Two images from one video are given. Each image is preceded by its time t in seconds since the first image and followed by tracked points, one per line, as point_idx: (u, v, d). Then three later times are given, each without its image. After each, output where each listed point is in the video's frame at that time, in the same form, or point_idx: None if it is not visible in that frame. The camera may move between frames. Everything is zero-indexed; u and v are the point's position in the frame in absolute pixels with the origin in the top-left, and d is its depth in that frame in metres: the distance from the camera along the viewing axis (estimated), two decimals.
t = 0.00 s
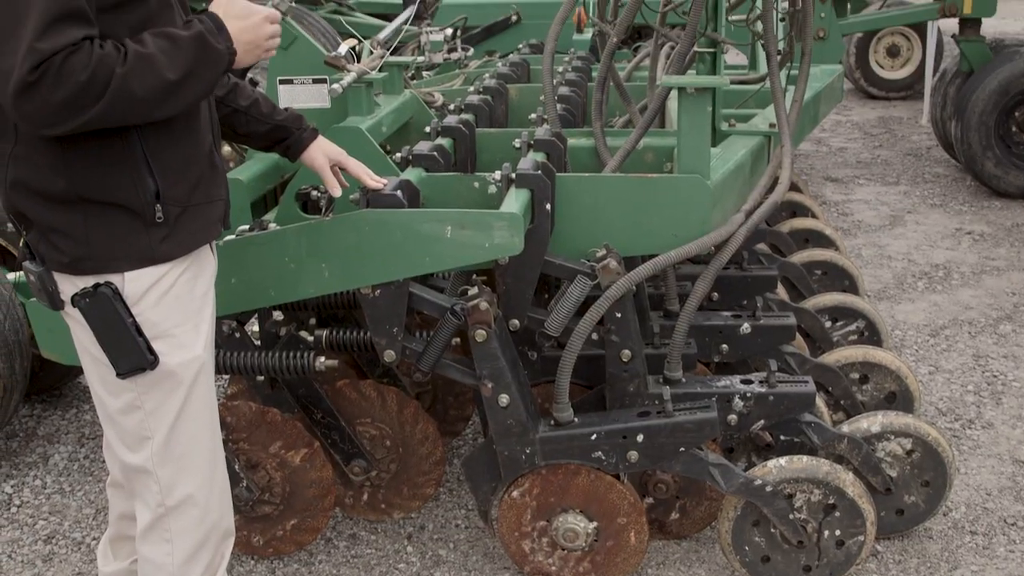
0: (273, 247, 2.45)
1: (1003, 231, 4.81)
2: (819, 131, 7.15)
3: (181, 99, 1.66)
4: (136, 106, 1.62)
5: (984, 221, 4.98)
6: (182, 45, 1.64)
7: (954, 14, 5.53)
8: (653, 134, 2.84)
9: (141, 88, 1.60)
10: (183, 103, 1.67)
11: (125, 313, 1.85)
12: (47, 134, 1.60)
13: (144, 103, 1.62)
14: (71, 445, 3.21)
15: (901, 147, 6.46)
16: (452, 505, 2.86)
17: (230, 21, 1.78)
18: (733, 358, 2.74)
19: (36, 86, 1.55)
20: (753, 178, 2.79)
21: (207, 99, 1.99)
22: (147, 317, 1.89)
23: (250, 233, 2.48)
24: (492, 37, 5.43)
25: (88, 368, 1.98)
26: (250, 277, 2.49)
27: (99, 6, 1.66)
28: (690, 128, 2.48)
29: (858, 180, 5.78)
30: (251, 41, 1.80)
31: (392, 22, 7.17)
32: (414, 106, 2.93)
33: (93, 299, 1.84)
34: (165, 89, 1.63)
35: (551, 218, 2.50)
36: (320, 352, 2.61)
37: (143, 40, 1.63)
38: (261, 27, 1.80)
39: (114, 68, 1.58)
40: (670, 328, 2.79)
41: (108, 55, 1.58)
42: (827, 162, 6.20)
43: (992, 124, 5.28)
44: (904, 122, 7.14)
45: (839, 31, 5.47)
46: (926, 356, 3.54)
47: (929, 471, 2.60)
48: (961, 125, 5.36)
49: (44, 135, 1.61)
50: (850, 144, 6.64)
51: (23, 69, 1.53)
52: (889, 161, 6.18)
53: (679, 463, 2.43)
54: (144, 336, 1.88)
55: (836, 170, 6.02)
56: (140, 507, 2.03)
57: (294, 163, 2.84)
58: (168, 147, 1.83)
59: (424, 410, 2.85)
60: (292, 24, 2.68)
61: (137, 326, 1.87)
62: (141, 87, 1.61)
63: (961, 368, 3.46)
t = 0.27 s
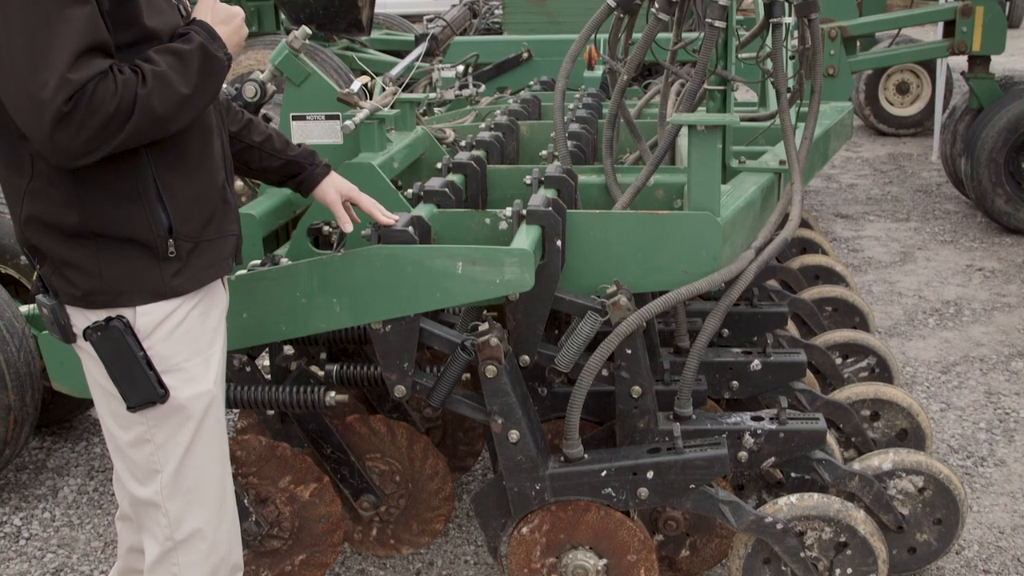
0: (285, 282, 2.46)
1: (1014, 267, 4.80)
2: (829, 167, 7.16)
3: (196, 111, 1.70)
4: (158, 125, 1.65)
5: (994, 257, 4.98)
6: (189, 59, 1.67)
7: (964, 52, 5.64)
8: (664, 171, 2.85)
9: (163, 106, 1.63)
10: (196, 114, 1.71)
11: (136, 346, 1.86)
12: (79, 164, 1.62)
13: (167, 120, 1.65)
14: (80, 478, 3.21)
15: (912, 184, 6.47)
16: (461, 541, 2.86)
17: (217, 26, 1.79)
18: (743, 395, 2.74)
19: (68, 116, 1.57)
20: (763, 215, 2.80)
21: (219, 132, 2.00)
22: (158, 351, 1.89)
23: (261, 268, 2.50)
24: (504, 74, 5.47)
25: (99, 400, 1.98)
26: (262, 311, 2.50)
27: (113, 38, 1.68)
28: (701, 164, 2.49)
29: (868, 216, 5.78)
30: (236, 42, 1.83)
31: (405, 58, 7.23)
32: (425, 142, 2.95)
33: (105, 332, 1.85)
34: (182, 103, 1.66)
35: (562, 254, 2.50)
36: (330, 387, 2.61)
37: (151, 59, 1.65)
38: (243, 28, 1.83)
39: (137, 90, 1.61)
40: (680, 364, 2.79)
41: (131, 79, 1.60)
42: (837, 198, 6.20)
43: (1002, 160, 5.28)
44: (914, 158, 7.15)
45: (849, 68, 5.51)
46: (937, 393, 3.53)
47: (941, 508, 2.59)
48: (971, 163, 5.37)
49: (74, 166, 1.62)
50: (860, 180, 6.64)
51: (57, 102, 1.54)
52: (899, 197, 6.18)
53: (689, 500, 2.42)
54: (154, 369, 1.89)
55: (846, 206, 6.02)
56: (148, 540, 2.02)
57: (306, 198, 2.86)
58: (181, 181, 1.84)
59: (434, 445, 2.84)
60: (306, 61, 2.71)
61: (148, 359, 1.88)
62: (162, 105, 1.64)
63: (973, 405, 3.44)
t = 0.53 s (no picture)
0: (295, 313, 2.47)
1: None
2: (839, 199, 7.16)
3: (212, 146, 1.72)
4: (176, 158, 1.66)
5: (1005, 291, 4.96)
6: (208, 95, 1.70)
7: (973, 86, 5.67)
8: (672, 204, 2.86)
9: (180, 139, 1.65)
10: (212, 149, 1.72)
11: (148, 377, 1.87)
12: (96, 195, 1.63)
13: (183, 154, 1.67)
14: (89, 509, 3.21)
15: (922, 217, 6.46)
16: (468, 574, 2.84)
17: (235, 63, 1.84)
18: (753, 429, 2.73)
19: (86, 146, 1.58)
20: (772, 249, 2.81)
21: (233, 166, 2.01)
22: (170, 382, 1.90)
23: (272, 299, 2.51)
24: (514, 107, 5.50)
25: (110, 430, 1.99)
26: (272, 342, 2.51)
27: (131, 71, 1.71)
28: (709, 198, 2.50)
29: (878, 249, 5.77)
30: (252, 80, 1.89)
31: (416, 91, 7.28)
32: (435, 175, 2.96)
33: (117, 363, 1.86)
34: (199, 138, 1.68)
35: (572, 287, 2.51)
36: (340, 419, 2.61)
37: (171, 94, 1.68)
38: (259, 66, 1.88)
39: (156, 124, 1.63)
40: (689, 397, 2.78)
41: (150, 112, 1.62)
42: (847, 231, 6.20)
43: (1012, 192, 5.28)
44: (923, 191, 7.16)
45: (858, 101, 5.53)
46: (948, 427, 3.51)
47: (952, 543, 2.57)
48: (980, 197, 5.37)
49: (92, 197, 1.63)
50: (870, 212, 6.64)
51: (75, 130, 1.56)
52: (909, 230, 6.17)
53: (699, 534, 2.41)
54: (165, 400, 1.89)
55: (856, 239, 6.01)
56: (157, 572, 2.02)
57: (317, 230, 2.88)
58: (195, 214, 1.86)
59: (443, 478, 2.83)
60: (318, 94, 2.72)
61: (159, 390, 1.88)
62: (180, 138, 1.66)
63: (984, 439, 3.42)
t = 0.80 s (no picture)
0: (309, 341, 2.48)
1: None
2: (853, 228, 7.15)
3: (253, 185, 1.69)
4: (210, 190, 1.65)
5: (1021, 321, 4.94)
6: (255, 132, 1.68)
7: (986, 115, 5.71)
8: (686, 234, 2.86)
9: (215, 171, 1.64)
10: (253, 189, 1.70)
11: (164, 404, 1.87)
12: (124, 218, 1.63)
13: (217, 186, 1.65)
14: (101, 535, 3.22)
15: (936, 246, 6.44)
16: None
17: (301, 111, 1.74)
18: (767, 459, 2.72)
19: (112, 169, 1.59)
20: (786, 279, 2.80)
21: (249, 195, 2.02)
22: (186, 409, 1.90)
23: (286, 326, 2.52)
24: (528, 136, 5.53)
25: (124, 457, 1.99)
26: (286, 369, 2.51)
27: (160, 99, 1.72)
28: (723, 228, 2.50)
29: (891, 279, 5.76)
30: (325, 129, 1.77)
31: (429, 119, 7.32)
32: (450, 204, 2.98)
33: (134, 390, 1.86)
34: (238, 173, 1.67)
35: (585, 316, 2.51)
36: (352, 447, 2.61)
37: (219, 130, 1.68)
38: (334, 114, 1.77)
39: (190, 153, 1.63)
40: (703, 427, 2.77)
41: (183, 141, 1.62)
42: (861, 260, 6.18)
43: None
44: (937, 221, 7.14)
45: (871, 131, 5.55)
46: (963, 459, 3.48)
47: None
48: (995, 227, 5.36)
49: (119, 220, 1.63)
50: (884, 242, 6.63)
51: (100, 152, 1.57)
52: (923, 259, 6.16)
53: (713, 565, 2.40)
54: (181, 427, 1.90)
55: (869, 268, 5.99)
56: None
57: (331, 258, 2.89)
58: (213, 242, 1.87)
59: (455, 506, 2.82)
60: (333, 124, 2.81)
61: (175, 418, 1.89)
62: (215, 170, 1.64)
63: (1001, 471, 3.40)
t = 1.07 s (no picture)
0: (327, 364, 2.49)
1: None
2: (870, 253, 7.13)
3: (278, 171, 1.64)
4: (235, 183, 1.61)
5: None
6: (274, 116, 1.64)
7: (1004, 141, 5.71)
8: (703, 259, 2.86)
9: (235, 164, 1.60)
10: (279, 175, 1.65)
11: (184, 426, 1.88)
12: (158, 232, 1.63)
13: (240, 179, 1.61)
14: (117, 555, 3.22)
15: (955, 272, 6.42)
16: None
17: (321, 81, 1.69)
18: (785, 485, 2.71)
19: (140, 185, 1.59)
20: (804, 304, 2.80)
21: (270, 219, 2.04)
22: (205, 431, 1.91)
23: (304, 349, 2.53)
24: (545, 160, 5.55)
25: (143, 478, 2.00)
26: (304, 392, 2.52)
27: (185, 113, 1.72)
28: (740, 253, 2.50)
29: (909, 304, 5.73)
30: (352, 91, 1.71)
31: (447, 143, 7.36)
32: (467, 228, 2.99)
33: (155, 412, 1.87)
34: (261, 162, 1.62)
35: (602, 340, 2.51)
36: (369, 470, 2.61)
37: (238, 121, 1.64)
38: (357, 72, 1.71)
39: (209, 152, 1.60)
40: (720, 452, 2.76)
41: (202, 142, 1.60)
42: (879, 285, 6.16)
43: None
44: (956, 245, 7.11)
45: (889, 156, 5.55)
46: (983, 486, 3.46)
47: None
48: (1013, 251, 5.34)
49: (152, 234, 1.63)
50: (901, 267, 6.60)
51: (126, 171, 1.57)
52: (942, 285, 6.13)
53: None
54: (201, 449, 1.90)
55: (887, 293, 5.97)
56: None
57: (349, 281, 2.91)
58: (235, 264, 1.87)
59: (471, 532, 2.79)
60: (351, 147, 2.87)
61: (195, 439, 1.89)
62: (235, 163, 1.60)
63: (1021, 499, 3.37)
